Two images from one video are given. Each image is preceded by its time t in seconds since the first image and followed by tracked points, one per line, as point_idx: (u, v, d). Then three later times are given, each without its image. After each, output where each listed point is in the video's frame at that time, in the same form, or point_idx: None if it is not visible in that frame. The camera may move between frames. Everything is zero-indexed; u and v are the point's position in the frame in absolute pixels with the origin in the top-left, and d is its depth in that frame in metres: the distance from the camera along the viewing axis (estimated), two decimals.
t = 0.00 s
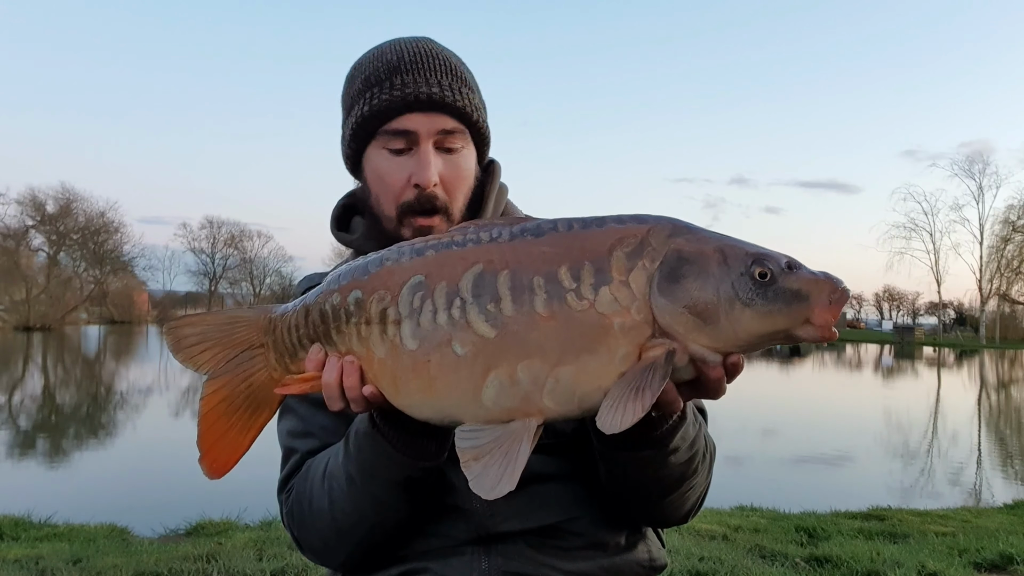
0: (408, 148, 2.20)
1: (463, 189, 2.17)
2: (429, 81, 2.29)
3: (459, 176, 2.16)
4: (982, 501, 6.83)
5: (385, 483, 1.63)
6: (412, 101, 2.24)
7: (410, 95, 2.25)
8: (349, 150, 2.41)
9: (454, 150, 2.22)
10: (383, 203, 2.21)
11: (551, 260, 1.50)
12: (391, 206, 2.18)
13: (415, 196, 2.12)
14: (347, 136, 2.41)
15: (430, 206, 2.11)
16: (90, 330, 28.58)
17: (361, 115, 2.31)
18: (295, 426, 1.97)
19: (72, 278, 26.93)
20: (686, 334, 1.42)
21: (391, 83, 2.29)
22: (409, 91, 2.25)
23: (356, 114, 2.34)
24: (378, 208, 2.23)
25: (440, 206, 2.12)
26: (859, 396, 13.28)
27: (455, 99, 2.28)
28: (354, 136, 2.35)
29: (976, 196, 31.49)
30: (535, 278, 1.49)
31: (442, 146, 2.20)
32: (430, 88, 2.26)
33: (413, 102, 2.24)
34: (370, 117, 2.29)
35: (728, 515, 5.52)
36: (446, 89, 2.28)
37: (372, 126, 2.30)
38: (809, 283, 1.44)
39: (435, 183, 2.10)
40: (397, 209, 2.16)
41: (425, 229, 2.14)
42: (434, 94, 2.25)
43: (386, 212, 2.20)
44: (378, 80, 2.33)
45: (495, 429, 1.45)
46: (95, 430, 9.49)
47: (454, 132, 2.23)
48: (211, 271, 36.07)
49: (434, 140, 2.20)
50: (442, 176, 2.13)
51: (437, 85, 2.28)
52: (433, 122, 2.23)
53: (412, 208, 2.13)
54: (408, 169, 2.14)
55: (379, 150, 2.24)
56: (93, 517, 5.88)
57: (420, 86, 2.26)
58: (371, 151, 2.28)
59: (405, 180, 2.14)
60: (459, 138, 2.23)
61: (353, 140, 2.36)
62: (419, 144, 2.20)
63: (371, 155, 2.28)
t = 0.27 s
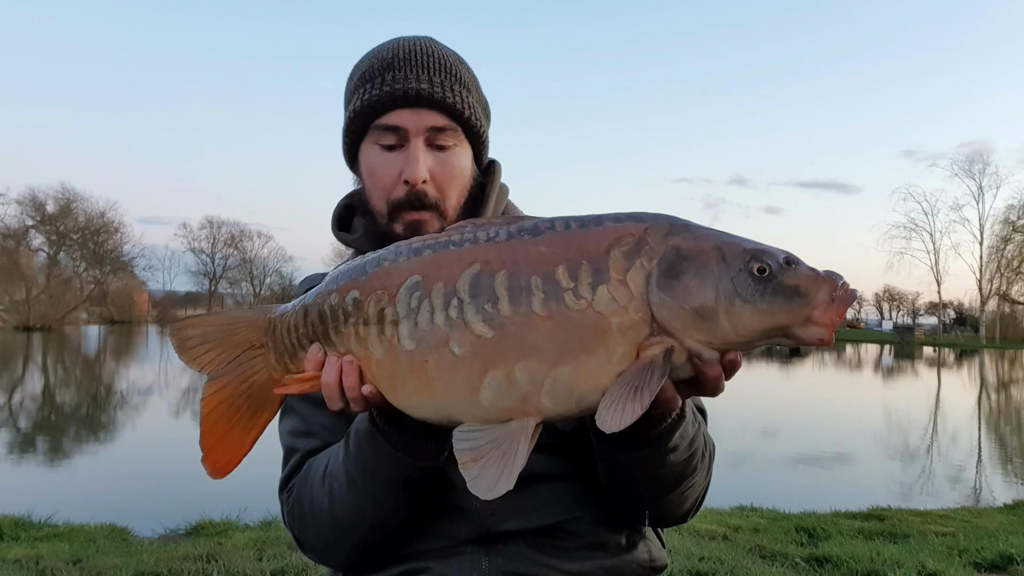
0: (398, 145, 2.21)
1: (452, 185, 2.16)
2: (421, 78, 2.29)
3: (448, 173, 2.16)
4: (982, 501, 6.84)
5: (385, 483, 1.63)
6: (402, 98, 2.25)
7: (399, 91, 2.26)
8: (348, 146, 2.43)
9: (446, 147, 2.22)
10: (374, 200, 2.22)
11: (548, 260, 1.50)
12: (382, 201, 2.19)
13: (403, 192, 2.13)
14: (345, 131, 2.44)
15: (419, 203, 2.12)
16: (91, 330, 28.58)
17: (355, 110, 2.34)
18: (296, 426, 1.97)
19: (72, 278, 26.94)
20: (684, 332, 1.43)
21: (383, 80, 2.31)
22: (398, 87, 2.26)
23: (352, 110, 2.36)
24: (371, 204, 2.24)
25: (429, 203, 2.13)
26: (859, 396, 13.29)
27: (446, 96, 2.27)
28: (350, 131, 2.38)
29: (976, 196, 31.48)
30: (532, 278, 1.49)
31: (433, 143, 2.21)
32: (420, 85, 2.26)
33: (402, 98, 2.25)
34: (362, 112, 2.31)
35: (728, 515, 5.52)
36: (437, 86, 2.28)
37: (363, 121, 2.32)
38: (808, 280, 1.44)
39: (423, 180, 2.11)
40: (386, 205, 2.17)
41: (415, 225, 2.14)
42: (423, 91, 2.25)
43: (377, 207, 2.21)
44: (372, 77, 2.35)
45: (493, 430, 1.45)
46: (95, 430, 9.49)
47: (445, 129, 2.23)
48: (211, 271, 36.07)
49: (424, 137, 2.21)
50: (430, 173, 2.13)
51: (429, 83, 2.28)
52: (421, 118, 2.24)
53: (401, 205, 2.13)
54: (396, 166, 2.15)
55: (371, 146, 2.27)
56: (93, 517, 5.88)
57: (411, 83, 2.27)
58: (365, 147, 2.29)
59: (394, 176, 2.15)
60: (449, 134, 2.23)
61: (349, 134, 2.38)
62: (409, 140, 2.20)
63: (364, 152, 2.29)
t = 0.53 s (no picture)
0: (398, 150, 2.21)
1: (452, 190, 2.17)
2: (419, 82, 2.29)
3: (448, 178, 2.16)
4: (982, 501, 6.83)
5: (385, 482, 1.63)
6: (400, 102, 2.25)
7: (397, 96, 2.26)
8: (345, 150, 2.43)
9: (445, 151, 2.22)
10: (374, 204, 2.22)
11: (548, 259, 1.50)
12: (381, 206, 2.19)
13: (403, 197, 2.13)
14: (342, 134, 2.44)
15: (419, 208, 2.12)
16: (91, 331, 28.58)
17: (353, 116, 2.33)
18: (297, 426, 1.97)
19: (72, 278, 26.95)
20: (685, 330, 1.42)
21: (381, 84, 2.31)
22: (396, 92, 2.26)
23: (349, 114, 2.36)
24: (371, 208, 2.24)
25: (429, 208, 2.13)
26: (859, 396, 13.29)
27: (445, 100, 2.27)
28: (348, 136, 2.38)
29: (976, 197, 31.47)
30: (532, 278, 1.49)
31: (433, 147, 2.21)
32: (419, 89, 2.27)
33: (400, 104, 2.25)
34: (361, 117, 2.31)
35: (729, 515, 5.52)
36: (435, 91, 2.28)
37: (361, 126, 2.32)
38: (808, 278, 1.43)
39: (423, 185, 2.11)
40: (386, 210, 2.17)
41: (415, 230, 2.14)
42: (422, 95, 2.26)
43: (377, 212, 2.21)
44: (370, 81, 2.35)
45: (494, 431, 1.45)
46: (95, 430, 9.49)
47: (444, 133, 2.23)
48: (211, 271, 36.07)
49: (423, 141, 2.21)
50: (430, 177, 2.14)
51: (427, 87, 2.28)
52: (420, 123, 2.24)
53: (402, 210, 2.13)
54: (396, 171, 2.15)
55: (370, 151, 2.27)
56: (93, 517, 5.88)
57: (409, 87, 2.27)
58: (363, 152, 2.29)
59: (394, 181, 2.15)
60: (448, 138, 2.23)
61: (346, 140, 2.38)
62: (409, 145, 2.20)
63: (363, 156, 2.29)
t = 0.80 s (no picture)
0: (398, 148, 2.21)
1: (452, 189, 2.16)
2: (417, 80, 2.29)
3: (448, 176, 2.16)
4: (982, 501, 6.83)
5: (387, 485, 1.63)
6: (397, 100, 2.26)
7: (395, 94, 2.26)
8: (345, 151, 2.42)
9: (445, 150, 2.22)
10: (374, 203, 2.22)
11: (551, 263, 1.50)
12: (381, 205, 2.19)
13: (403, 196, 2.13)
14: (341, 134, 2.44)
15: (419, 206, 2.12)
16: (90, 331, 28.59)
17: (352, 115, 2.34)
18: (298, 427, 1.98)
19: (72, 278, 26.96)
20: (688, 333, 1.42)
21: (379, 83, 2.31)
22: (394, 91, 2.26)
23: (349, 114, 2.36)
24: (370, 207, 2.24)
25: (429, 207, 2.13)
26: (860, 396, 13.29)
27: (444, 98, 2.27)
28: (347, 136, 2.38)
29: (977, 197, 31.46)
30: (535, 281, 1.49)
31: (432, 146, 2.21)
32: (417, 87, 2.27)
33: (399, 101, 2.26)
34: (359, 116, 2.31)
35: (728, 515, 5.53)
36: (434, 88, 2.28)
37: (360, 125, 2.33)
38: (812, 280, 1.43)
39: (423, 183, 2.11)
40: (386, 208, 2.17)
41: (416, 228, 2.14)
42: (420, 93, 2.26)
43: (377, 211, 2.21)
44: (369, 80, 2.35)
45: (496, 434, 1.45)
46: (95, 430, 9.50)
47: (443, 131, 2.24)
48: (211, 271, 36.07)
49: (423, 139, 2.21)
50: (430, 175, 2.13)
51: (426, 85, 2.29)
52: (419, 120, 2.24)
53: (402, 209, 2.13)
54: (396, 169, 2.15)
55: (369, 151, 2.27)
56: (93, 517, 5.88)
57: (407, 85, 2.27)
58: (363, 151, 2.29)
59: (394, 179, 2.15)
60: (447, 137, 2.23)
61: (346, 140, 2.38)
62: (408, 144, 2.21)
63: (363, 156, 2.29)
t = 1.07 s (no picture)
0: (395, 147, 2.21)
1: (450, 186, 2.16)
2: (412, 77, 2.30)
3: (445, 174, 2.16)
4: (982, 501, 6.83)
5: (389, 487, 1.63)
6: (393, 96, 2.26)
7: (391, 90, 2.27)
8: (342, 152, 2.42)
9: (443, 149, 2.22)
10: (371, 202, 2.21)
11: (555, 264, 1.50)
12: (378, 205, 2.19)
13: (401, 194, 2.13)
14: (338, 135, 2.44)
15: (417, 205, 2.12)
16: (90, 330, 28.58)
17: (348, 114, 2.34)
18: (299, 428, 1.97)
19: (72, 278, 26.96)
20: (692, 337, 1.42)
21: (375, 81, 2.31)
22: (390, 87, 2.27)
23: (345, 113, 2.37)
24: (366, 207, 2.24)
25: (428, 205, 2.12)
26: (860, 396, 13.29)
27: (440, 95, 2.28)
28: (344, 136, 2.38)
29: (977, 197, 31.47)
30: (539, 282, 1.49)
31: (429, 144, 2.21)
32: (412, 83, 2.27)
33: (394, 97, 2.26)
34: (355, 114, 2.32)
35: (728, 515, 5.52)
36: (430, 85, 2.28)
37: (356, 122, 2.32)
38: (815, 285, 1.43)
39: (420, 180, 2.11)
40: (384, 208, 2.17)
41: (413, 227, 2.14)
42: (416, 89, 2.26)
43: (374, 210, 2.21)
44: (364, 79, 2.36)
45: (501, 434, 1.45)
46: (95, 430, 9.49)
47: (440, 128, 2.24)
48: (211, 271, 36.06)
49: (420, 137, 2.21)
50: (427, 173, 2.13)
51: (422, 82, 2.29)
52: (415, 118, 2.24)
53: (400, 208, 2.13)
54: (393, 167, 2.15)
55: (366, 149, 2.27)
56: (93, 517, 5.88)
57: (402, 82, 2.27)
58: (359, 150, 2.30)
59: (391, 178, 2.15)
60: (443, 133, 2.24)
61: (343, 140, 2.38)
62: (404, 140, 2.21)
63: (359, 155, 2.29)
